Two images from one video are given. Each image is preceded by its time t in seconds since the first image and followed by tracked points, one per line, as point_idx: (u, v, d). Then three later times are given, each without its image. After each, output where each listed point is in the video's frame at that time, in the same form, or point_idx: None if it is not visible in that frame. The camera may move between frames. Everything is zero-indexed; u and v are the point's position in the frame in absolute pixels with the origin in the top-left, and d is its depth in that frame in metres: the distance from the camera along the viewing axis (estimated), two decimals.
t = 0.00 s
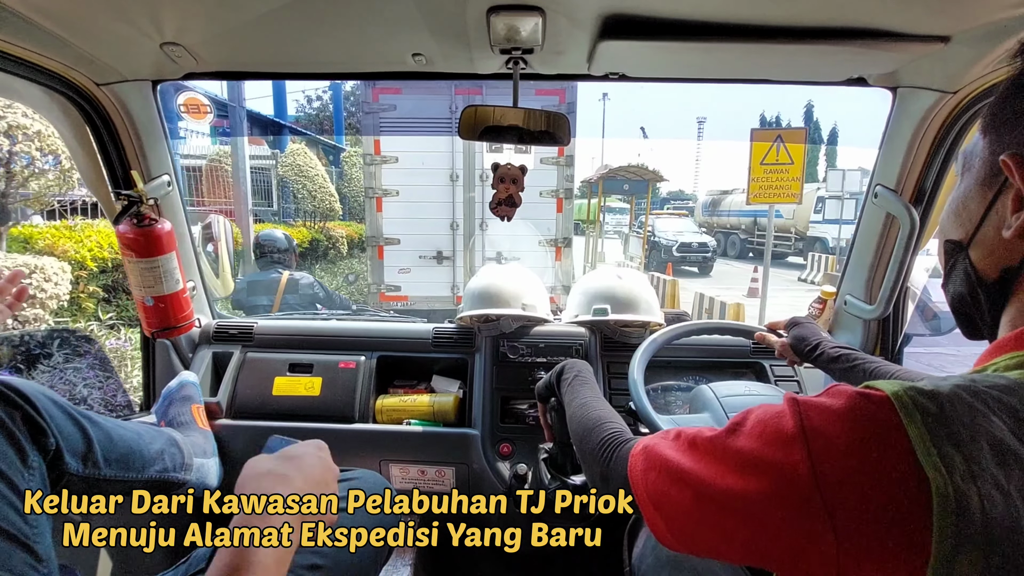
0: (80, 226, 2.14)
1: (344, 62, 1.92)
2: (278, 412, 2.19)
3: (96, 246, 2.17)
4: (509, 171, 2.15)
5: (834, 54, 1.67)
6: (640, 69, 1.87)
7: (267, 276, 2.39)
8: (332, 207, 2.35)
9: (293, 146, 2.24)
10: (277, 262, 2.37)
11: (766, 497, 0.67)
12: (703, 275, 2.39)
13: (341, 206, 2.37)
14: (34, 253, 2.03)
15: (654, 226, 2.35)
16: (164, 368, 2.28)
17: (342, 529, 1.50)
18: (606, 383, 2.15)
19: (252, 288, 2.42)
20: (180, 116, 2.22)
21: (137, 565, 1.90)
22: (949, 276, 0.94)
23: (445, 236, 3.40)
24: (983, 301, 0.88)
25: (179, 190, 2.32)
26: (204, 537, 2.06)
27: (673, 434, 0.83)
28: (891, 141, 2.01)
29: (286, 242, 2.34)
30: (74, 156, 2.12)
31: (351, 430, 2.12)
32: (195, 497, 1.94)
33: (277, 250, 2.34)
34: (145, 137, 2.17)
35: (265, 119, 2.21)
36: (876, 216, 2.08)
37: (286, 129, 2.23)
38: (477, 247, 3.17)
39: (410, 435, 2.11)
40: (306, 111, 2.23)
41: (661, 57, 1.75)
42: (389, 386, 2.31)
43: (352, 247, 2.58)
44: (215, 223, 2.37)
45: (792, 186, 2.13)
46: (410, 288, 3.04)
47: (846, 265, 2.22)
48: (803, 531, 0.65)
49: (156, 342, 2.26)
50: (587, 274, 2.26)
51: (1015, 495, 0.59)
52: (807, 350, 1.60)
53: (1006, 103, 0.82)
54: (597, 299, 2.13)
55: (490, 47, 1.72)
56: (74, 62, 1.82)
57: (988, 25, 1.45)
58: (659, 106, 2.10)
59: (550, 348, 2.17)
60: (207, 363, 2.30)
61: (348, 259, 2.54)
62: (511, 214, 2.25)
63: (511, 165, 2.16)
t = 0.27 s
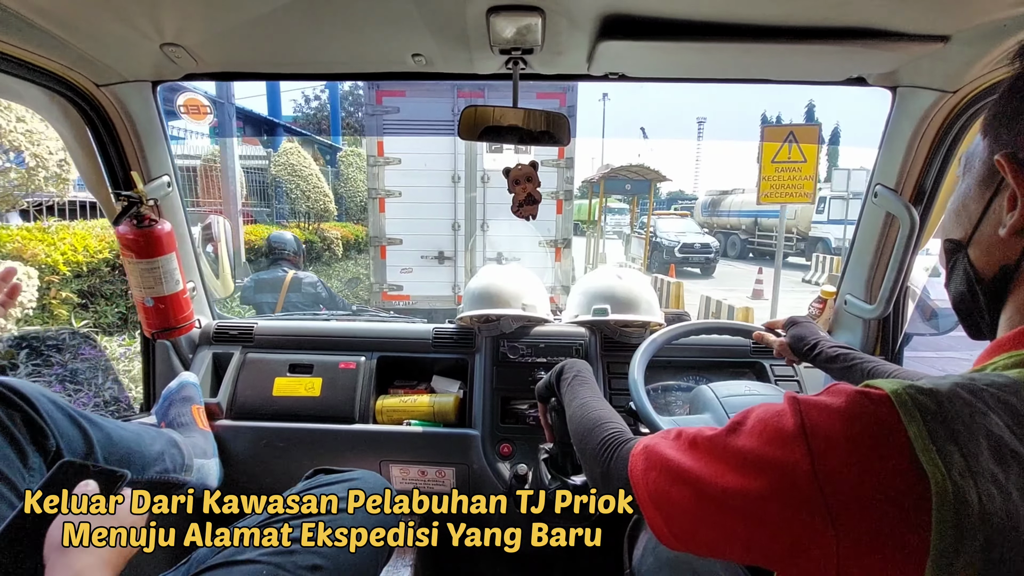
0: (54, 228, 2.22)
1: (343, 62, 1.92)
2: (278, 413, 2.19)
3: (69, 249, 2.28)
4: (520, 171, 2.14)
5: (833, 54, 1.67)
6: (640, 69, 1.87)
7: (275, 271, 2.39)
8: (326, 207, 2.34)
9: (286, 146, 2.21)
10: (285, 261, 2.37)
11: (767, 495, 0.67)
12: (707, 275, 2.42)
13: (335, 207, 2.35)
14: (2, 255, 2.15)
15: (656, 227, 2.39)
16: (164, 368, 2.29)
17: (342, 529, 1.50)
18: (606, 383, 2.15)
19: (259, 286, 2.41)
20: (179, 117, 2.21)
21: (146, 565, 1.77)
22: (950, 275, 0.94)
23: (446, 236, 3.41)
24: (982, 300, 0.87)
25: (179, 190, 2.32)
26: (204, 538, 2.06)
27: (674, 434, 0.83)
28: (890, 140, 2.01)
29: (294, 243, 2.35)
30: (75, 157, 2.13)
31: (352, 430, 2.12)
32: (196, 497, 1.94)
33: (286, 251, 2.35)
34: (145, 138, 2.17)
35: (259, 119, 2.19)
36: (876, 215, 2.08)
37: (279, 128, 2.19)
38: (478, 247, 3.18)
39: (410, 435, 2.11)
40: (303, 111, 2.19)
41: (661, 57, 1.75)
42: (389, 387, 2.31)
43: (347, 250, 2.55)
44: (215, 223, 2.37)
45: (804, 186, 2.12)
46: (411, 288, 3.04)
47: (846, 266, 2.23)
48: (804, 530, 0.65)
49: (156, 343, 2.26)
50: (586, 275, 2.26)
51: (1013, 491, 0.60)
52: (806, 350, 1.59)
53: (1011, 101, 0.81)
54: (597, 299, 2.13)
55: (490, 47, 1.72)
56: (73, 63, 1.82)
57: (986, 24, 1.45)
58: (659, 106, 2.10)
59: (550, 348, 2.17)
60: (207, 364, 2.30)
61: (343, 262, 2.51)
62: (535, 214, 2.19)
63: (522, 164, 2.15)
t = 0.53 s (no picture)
0: (23, 229, 1.93)
1: (342, 60, 1.91)
2: (277, 411, 2.19)
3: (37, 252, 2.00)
4: (507, 169, 2.13)
5: (834, 53, 1.67)
6: (641, 67, 1.86)
7: (271, 272, 2.39)
8: (319, 207, 2.38)
9: (278, 144, 2.29)
10: (282, 261, 2.37)
11: (771, 488, 0.67)
12: (709, 276, 2.51)
13: (329, 206, 2.40)
14: None
15: (657, 227, 2.46)
16: (164, 367, 2.28)
17: (342, 529, 1.50)
18: (606, 382, 2.15)
19: (257, 285, 2.42)
20: (178, 116, 2.21)
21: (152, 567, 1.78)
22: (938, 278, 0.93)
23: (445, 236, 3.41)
24: (972, 300, 0.87)
25: (178, 189, 2.31)
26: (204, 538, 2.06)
27: (677, 426, 0.82)
28: (890, 140, 2.01)
29: (294, 244, 2.36)
30: (74, 154, 2.12)
31: (351, 429, 2.12)
32: (196, 496, 1.94)
33: (286, 251, 2.35)
34: (145, 136, 2.17)
35: (252, 116, 2.24)
36: (876, 215, 2.08)
37: (273, 125, 2.26)
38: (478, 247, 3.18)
39: (409, 434, 2.11)
40: (301, 110, 2.25)
41: (661, 56, 1.75)
42: (388, 386, 2.31)
43: (344, 250, 2.59)
44: (215, 222, 2.37)
45: (819, 184, 2.12)
46: (411, 288, 3.02)
47: (846, 265, 2.23)
48: (808, 524, 0.65)
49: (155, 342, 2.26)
50: (586, 274, 2.27)
51: (1019, 488, 0.60)
52: (796, 344, 1.60)
53: (997, 103, 0.81)
54: (596, 299, 2.13)
55: (490, 46, 1.72)
56: (73, 61, 1.81)
57: (988, 23, 1.45)
58: (660, 106, 2.10)
59: (549, 347, 2.17)
60: (207, 362, 2.30)
61: (338, 263, 2.53)
62: (504, 212, 2.19)
63: (508, 163, 2.13)
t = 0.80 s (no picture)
0: None
1: (342, 60, 1.91)
2: (278, 411, 2.19)
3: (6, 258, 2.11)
4: (517, 169, 2.13)
5: (835, 52, 1.67)
6: (642, 67, 1.86)
7: (268, 273, 2.39)
8: (312, 207, 2.30)
9: (270, 142, 2.23)
10: (279, 261, 2.38)
11: (772, 485, 0.67)
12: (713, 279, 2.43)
13: (323, 207, 2.32)
14: None
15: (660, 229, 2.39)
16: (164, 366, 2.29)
17: (342, 529, 1.50)
18: (606, 381, 2.16)
19: (254, 287, 2.42)
20: (178, 116, 2.21)
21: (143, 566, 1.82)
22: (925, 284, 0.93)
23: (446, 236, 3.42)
24: (957, 303, 0.86)
25: (178, 188, 2.31)
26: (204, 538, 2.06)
27: (678, 426, 0.82)
28: (890, 140, 2.00)
29: (292, 246, 2.35)
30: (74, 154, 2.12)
31: (351, 429, 2.12)
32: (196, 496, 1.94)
33: (284, 253, 2.35)
34: (145, 136, 2.17)
35: (243, 113, 2.21)
36: (876, 214, 2.08)
37: (265, 123, 2.21)
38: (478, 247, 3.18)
39: (409, 433, 2.11)
40: (298, 110, 2.18)
41: (661, 55, 1.75)
42: (389, 385, 2.32)
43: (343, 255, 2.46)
44: (215, 222, 2.36)
45: (835, 185, 2.12)
46: (413, 287, 3.00)
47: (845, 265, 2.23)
48: (810, 521, 0.65)
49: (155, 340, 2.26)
50: (586, 273, 2.26)
51: (1021, 482, 0.60)
52: (787, 340, 1.60)
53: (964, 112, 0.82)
54: (597, 298, 2.13)
55: (490, 46, 1.72)
56: (73, 61, 1.82)
57: (989, 22, 1.45)
58: (660, 106, 2.10)
59: (549, 346, 2.17)
60: (207, 360, 2.30)
61: (332, 265, 2.43)
62: (528, 213, 2.19)
63: (518, 163, 2.13)
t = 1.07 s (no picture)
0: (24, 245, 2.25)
1: (341, 59, 1.91)
2: (277, 410, 2.19)
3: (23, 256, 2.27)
4: (516, 169, 2.13)
5: (835, 52, 1.67)
6: (641, 67, 1.86)
7: (266, 273, 2.37)
8: (304, 207, 2.29)
9: (258, 141, 2.21)
10: (276, 260, 2.35)
11: (763, 490, 0.67)
12: (714, 280, 2.46)
13: (314, 207, 2.30)
14: None
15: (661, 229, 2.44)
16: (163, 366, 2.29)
17: (342, 529, 1.50)
18: (605, 381, 2.16)
19: (251, 287, 2.40)
20: (177, 115, 2.20)
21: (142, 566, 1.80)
22: (916, 284, 0.93)
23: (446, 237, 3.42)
24: (948, 304, 0.86)
25: (177, 187, 2.30)
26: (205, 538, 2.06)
27: (671, 429, 0.82)
28: (889, 141, 2.00)
29: (290, 246, 2.33)
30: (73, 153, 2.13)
31: (350, 428, 2.12)
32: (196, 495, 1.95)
33: (281, 254, 2.33)
34: (144, 136, 2.16)
35: (234, 112, 2.17)
36: (876, 214, 2.09)
37: (256, 121, 2.19)
38: (478, 248, 3.19)
39: (409, 433, 2.11)
40: (295, 109, 2.17)
41: (661, 55, 1.75)
42: (388, 385, 2.32)
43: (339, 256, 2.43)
44: (214, 221, 2.35)
45: (854, 180, 2.14)
46: (413, 289, 3.02)
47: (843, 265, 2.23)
48: (801, 525, 0.65)
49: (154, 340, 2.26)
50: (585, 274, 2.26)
51: (1008, 486, 0.60)
52: (784, 342, 1.60)
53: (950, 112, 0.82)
54: (596, 298, 2.13)
55: (489, 45, 1.72)
56: (72, 60, 1.81)
57: (987, 23, 1.45)
58: (659, 106, 2.10)
59: (548, 346, 2.17)
60: (206, 359, 2.30)
61: (326, 267, 2.41)
62: (519, 213, 2.20)
63: (517, 163, 2.13)
